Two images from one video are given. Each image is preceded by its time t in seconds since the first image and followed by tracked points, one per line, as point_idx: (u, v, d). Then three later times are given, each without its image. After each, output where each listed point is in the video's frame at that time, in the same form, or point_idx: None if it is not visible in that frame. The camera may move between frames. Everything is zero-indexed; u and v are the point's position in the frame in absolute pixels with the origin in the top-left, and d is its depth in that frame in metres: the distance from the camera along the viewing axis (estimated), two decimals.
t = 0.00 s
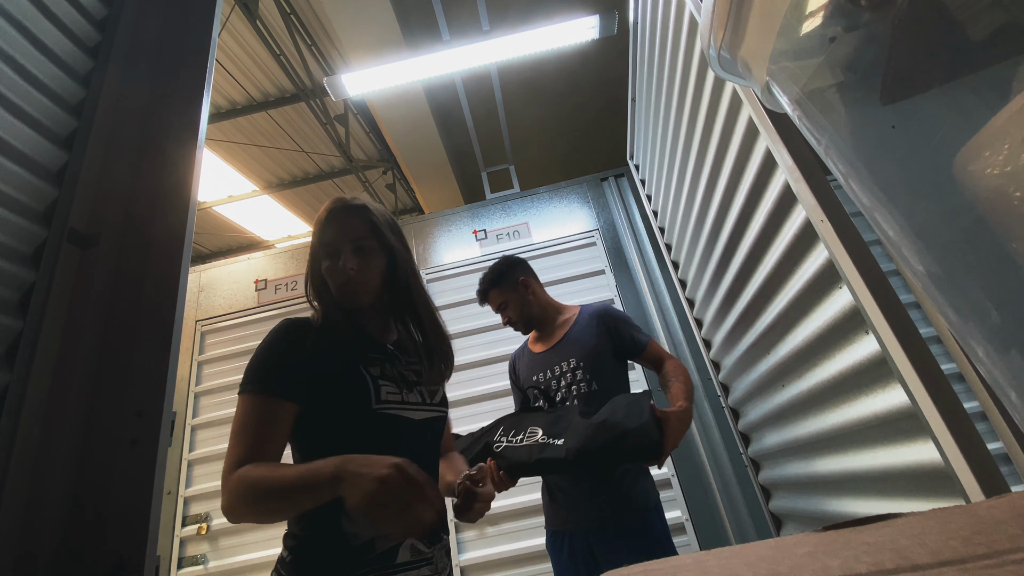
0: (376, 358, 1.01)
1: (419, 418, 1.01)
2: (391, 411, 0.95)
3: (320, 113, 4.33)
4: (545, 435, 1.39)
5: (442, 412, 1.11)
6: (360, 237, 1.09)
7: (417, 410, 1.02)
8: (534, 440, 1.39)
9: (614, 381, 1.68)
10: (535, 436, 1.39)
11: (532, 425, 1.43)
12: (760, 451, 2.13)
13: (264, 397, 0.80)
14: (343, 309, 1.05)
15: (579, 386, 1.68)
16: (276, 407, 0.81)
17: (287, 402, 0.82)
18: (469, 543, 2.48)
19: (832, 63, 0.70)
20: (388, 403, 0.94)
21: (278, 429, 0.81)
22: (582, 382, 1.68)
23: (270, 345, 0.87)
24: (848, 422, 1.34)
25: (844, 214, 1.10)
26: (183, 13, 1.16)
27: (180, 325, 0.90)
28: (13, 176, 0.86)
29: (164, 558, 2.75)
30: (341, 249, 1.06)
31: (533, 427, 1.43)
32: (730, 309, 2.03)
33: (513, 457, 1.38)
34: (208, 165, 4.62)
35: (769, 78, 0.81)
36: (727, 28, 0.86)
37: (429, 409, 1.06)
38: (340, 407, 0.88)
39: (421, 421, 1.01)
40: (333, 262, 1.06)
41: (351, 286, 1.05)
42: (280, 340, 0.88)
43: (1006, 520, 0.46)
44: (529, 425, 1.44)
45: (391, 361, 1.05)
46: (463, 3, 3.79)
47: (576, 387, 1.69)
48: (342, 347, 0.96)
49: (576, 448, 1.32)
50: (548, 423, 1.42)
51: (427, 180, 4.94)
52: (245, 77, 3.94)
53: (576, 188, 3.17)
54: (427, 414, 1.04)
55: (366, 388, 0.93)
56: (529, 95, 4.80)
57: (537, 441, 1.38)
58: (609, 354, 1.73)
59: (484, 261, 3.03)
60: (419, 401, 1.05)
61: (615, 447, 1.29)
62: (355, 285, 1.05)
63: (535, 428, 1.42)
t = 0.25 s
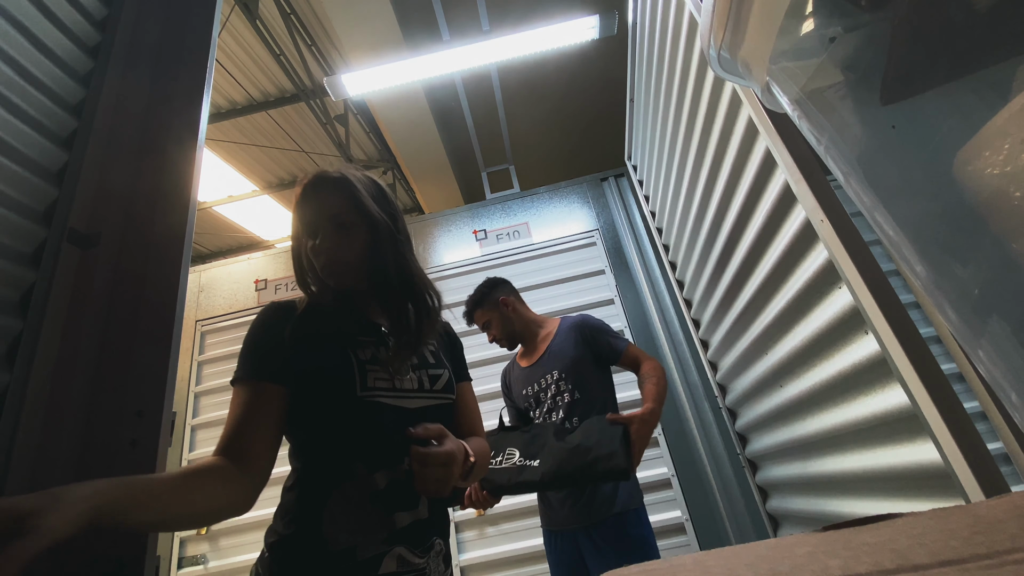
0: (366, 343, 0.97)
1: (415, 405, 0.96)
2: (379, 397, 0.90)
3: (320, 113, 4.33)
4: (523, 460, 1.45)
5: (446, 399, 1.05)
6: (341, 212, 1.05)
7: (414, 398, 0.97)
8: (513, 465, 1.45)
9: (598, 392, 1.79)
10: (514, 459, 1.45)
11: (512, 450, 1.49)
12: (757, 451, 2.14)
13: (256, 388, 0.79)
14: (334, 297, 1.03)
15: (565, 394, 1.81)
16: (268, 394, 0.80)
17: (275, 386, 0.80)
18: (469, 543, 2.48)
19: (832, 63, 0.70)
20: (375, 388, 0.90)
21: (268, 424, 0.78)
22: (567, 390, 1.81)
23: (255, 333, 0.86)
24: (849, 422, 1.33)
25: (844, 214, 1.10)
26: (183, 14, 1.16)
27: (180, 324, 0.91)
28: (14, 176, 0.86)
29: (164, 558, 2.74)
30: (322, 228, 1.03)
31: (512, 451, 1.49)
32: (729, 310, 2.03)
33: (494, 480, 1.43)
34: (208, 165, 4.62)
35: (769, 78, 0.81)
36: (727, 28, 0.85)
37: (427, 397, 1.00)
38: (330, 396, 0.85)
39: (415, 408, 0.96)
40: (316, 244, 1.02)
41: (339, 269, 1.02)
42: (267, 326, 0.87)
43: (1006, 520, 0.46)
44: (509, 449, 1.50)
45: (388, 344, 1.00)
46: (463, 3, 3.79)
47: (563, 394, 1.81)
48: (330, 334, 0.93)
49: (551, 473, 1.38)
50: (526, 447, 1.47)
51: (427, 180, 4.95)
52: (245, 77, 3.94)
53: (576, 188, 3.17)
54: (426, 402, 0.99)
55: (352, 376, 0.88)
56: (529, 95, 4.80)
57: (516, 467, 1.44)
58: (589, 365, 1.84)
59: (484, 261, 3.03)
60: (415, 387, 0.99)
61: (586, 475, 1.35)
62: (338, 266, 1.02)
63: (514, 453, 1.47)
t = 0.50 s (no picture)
0: (348, 324, 0.90)
1: (393, 390, 0.87)
2: (352, 382, 0.82)
3: (321, 114, 4.33)
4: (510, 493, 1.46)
5: (433, 384, 0.95)
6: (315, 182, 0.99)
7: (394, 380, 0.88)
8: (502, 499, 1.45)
9: (578, 397, 1.79)
10: (499, 492, 1.46)
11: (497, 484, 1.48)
12: (754, 451, 2.15)
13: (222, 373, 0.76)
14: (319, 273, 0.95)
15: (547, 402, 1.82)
16: (235, 378, 0.75)
17: (240, 371, 0.76)
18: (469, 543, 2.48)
19: (831, 63, 0.70)
20: (345, 371, 0.83)
21: (238, 415, 0.74)
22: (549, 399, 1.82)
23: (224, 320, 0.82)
24: (848, 422, 1.33)
25: (844, 214, 1.10)
26: (183, 14, 1.16)
27: (180, 324, 0.90)
28: (13, 176, 0.86)
29: (164, 559, 2.74)
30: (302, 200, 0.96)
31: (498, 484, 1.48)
32: (727, 310, 2.03)
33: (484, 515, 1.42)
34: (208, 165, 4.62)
35: (769, 78, 0.81)
36: (727, 28, 0.85)
37: (407, 381, 0.90)
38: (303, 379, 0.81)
39: (394, 393, 0.87)
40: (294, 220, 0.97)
41: (319, 245, 0.96)
42: (238, 309, 0.84)
43: (1006, 520, 0.46)
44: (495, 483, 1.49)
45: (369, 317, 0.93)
46: (463, 3, 3.79)
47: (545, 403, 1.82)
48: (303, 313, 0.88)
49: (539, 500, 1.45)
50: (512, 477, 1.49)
51: (427, 180, 4.95)
52: (245, 77, 3.94)
53: (576, 188, 3.17)
54: (406, 386, 0.89)
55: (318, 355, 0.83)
56: (528, 95, 4.80)
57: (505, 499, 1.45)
58: (570, 371, 1.85)
59: (484, 261, 3.03)
60: (397, 369, 0.90)
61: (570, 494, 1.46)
62: (319, 241, 0.96)
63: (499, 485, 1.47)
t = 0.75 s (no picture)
0: (338, 316, 0.90)
1: (380, 382, 0.87)
2: (339, 377, 0.83)
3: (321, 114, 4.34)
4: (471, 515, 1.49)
5: (426, 375, 0.94)
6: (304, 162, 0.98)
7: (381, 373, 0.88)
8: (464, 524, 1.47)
9: (549, 405, 1.81)
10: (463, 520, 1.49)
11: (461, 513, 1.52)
12: (754, 452, 2.15)
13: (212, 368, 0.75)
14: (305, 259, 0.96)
15: (519, 411, 1.84)
16: (215, 374, 0.75)
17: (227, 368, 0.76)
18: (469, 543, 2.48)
19: (831, 63, 0.70)
20: (325, 364, 0.82)
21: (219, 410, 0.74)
22: (520, 407, 1.84)
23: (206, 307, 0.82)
24: (848, 422, 1.33)
25: (844, 214, 1.10)
26: (183, 14, 1.16)
27: (180, 322, 0.89)
28: (14, 176, 0.85)
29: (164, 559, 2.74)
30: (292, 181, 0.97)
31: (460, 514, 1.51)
32: (727, 310, 2.03)
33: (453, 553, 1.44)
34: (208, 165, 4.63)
35: (769, 78, 0.81)
36: (726, 28, 0.85)
37: (394, 372, 0.90)
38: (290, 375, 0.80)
39: (379, 385, 0.87)
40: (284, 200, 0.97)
41: (306, 227, 0.97)
42: (219, 295, 0.84)
43: (1005, 520, 0.46)
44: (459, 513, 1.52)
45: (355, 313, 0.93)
46: (463, 3, 3.79)
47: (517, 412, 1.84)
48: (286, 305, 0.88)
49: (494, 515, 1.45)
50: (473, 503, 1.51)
51: (427, 180, 4.95)
52: (245, 77, 3.94)
53: (576, 188, 3.17)
54: (393, 377, 0.89)
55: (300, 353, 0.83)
56: (528, 95, 4.80)
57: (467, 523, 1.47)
58: (544, 379, 1.86)
59: (484, 261, 3.03)
60: (383, 361, 0.89)
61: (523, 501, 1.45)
62: (307, 223, 0.96)
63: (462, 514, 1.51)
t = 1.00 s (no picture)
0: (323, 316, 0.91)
1: (360, 386, 0.84)
2: (321, 380, 0.82)
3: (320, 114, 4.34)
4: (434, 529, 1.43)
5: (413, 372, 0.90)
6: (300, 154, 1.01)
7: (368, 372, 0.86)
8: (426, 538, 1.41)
9: (515, 410, 1.82)
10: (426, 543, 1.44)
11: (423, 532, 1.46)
12: (753, 452, 2.15)
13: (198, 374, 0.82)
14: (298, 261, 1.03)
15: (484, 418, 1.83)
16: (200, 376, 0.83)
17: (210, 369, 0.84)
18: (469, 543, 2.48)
19: (832, 63, 0.70)
20: (301, 370, 0.83)
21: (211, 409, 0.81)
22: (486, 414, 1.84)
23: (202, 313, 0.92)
24: (847, 422, 1.33)
25: (843, 214, 1.10)
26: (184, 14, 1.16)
27: (183, 323, 0.92)
28: (14, 177, 0.85)
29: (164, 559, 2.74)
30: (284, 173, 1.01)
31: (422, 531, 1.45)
32: (727, 310, 2.03)
33: None
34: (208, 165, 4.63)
35: (769, 78, 0.81)
36: (726, 28, 0.85)
37: (378, 375, 0.86)
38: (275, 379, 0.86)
39: (360, 389, 0.84)
40: (274, 195, 1.01)
41: (295, 223, 1.00)
42: (207, 300, 0.93)
43: (1005, 520, 0.46)
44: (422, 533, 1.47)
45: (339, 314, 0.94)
46: (463, 3, 3.79)
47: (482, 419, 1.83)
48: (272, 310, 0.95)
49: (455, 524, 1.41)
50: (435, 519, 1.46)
51: (427, 180, 4.95)
52: (245, 76, 3.94)
53: (576, 188, 3.17)
54: (374, 381, 0.85)
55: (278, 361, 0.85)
56: (528, 95, 4.80)
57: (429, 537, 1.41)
58: (512, 387, 1.86)
59: (484, 261, 3.03)
60: (364, 363, 0.86)
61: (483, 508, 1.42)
62: (296, 221, 1.00)
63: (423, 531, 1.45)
